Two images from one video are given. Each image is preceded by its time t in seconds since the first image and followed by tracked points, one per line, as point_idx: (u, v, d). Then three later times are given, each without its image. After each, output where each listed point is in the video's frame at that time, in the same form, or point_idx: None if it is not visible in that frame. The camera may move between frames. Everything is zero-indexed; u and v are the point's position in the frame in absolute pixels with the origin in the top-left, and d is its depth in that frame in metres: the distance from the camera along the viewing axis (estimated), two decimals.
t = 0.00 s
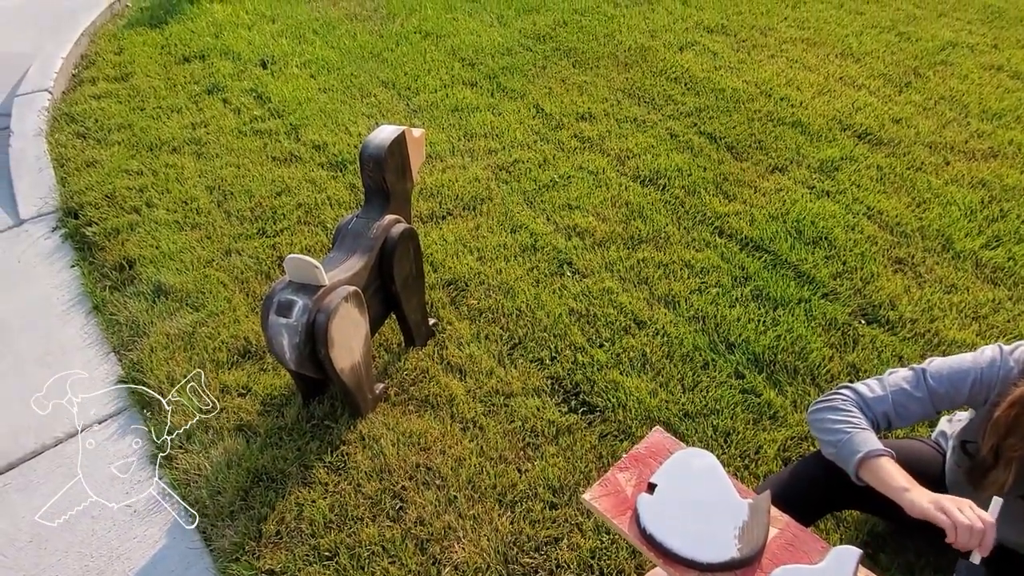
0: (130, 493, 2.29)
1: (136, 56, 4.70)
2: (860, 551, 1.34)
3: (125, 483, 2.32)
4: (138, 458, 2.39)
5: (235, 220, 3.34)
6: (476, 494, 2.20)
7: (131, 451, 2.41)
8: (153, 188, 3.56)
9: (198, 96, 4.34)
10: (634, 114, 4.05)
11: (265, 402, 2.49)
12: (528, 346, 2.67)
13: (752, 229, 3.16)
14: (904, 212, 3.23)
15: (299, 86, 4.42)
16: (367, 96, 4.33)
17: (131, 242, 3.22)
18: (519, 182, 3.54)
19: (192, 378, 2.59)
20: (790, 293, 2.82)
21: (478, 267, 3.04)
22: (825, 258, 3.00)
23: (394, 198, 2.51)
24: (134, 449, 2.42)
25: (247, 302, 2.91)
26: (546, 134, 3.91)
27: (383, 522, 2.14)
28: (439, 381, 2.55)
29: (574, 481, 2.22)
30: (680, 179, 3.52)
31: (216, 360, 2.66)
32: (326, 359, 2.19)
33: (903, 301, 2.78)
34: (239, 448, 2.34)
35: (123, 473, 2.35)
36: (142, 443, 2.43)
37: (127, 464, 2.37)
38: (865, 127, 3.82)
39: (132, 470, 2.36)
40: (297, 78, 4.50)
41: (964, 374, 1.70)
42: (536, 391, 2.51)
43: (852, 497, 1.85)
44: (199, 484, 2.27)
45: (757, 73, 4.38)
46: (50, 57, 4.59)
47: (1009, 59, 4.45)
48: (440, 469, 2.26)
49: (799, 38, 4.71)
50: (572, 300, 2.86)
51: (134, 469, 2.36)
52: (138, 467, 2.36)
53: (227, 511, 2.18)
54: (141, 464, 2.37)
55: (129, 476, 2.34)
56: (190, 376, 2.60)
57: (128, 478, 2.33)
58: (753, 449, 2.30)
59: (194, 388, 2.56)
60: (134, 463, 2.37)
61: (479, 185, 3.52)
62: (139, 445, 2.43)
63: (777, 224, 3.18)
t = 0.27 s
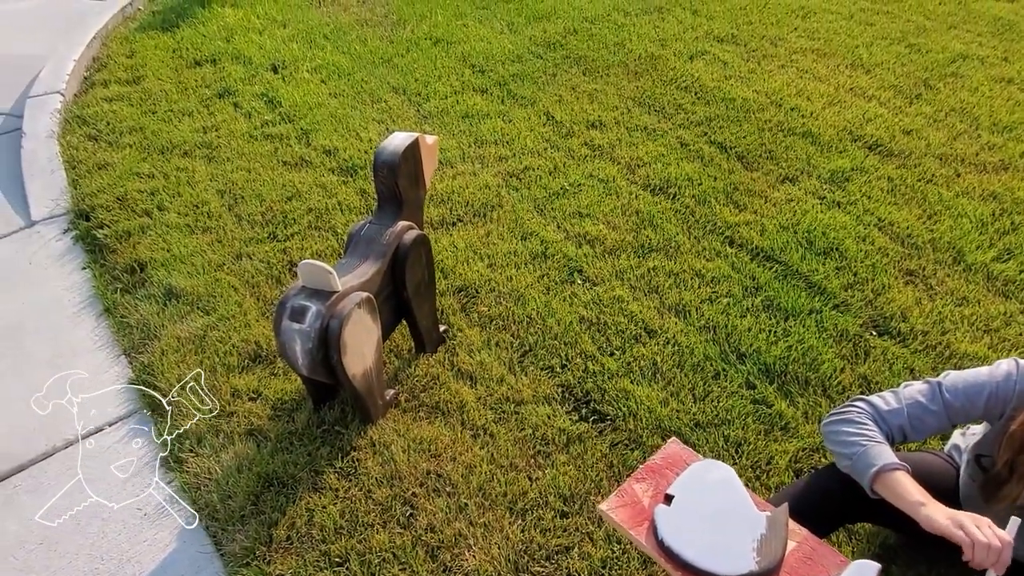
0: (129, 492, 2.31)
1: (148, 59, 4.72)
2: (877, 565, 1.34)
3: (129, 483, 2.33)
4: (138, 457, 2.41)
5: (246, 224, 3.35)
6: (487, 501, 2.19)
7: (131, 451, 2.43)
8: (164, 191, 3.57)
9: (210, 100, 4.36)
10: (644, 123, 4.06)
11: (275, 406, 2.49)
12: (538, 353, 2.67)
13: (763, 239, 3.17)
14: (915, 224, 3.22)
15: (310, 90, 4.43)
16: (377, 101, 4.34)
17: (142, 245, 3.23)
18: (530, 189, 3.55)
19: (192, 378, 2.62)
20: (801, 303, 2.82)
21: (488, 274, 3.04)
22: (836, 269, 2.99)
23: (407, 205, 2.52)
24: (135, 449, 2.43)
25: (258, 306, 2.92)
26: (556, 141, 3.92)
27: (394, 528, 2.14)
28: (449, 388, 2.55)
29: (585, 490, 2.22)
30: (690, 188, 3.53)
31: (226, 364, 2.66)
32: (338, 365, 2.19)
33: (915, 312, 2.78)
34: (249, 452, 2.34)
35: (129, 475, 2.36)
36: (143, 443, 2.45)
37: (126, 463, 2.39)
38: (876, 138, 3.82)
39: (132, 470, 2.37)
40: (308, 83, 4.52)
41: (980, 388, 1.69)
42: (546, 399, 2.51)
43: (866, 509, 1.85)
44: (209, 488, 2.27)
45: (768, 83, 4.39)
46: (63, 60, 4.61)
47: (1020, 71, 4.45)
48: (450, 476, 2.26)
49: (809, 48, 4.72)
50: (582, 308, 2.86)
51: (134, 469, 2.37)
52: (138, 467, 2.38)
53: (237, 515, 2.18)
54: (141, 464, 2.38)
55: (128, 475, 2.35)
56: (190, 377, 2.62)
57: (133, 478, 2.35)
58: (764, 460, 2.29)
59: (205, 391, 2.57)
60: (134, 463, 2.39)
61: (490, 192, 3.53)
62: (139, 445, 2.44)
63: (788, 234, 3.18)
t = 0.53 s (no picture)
0: (129, 492, 2.31)
1: (157, 58, 4.74)
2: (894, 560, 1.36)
3: (133, 482, 2.34)
4: (137, 458, 2.41)
5: (256, 222, 3.36)
6: (498, 499, 2.20)
7: (131, 451, 2.43)
8: (174, 189, 3.58)
9: (219, 99, 4.37)
10: (652, 123, 4.07)
11: (287, 403, 2.50)
12: (548, 352, 2.68)
13: (771, 239, 3.17)
14: (924, 224, 3.23)
15: (318, 89, 4.45)
16: (386, 100, 4.35)
17: (153, 242, 3.24)
18: (539, 189, 3.56)
19: (191, 378, 2.62)
20: (810, 303, 2.82)
21: (498, 273, 3.05)
22: (846, 269, 3.00)
23: (418, 203, 2.53)
24: (134, 449, 2.44)
25: (268, 304, 2.93)
26: (565, 141, 3.93)
27: (405, 525, 2.15)
28: (459, 385, 2.56)
29: (596, 488, 2.22)
30: (699, 188, 3.54)
31: (238, 360, 2.67)
32: (351, 362, 2.21)
33: (924, 312, 2.78)
34: (261, 449, 2.35)
35: (135, 472, 2.37)
36: (143, 443, 2.45)
37: (126, 463, 2.39)
38: (884, 139, 3.82)
39: (132, 470, 2.37)
40: (317, 82, 4.53)
41: (993, 387, 1.70)
42: (557, 397, 2.52)
43: (875, 510, 1.86)
44: (222, 484, 2.28)
45: (776, 83, 4.39)
46: (73, 58, 4.63)
47: None
48: (462, 473, 2.26)
49: (817, 49, 4.72)
50: (592, 306, 2.87)
51: (134, 469, 2.37)
52: (138, 467, 2.38)
53: (250, 512, 2.19)
54: (141, 464, 2.39)
55: (129, 476, 2.36)
56: (190, 376, 2.62)
57: (137, 477, 2.35)
58: (775, 459, 2.30)
59: (216, 388, 2.58)
60: (133, 463, 2.39)
61: (499, 191, 3.54)
62: (139, 445, 2.45)
63: (797, 234, 3.19)
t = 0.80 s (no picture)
0: (129, 493, 2.29)
1: (158, 51, 4.73)
2: (898, 554, 1.35)
3: (134, 481, 2.32)
4: (137, 458, 2.39)
5: (257, 216, 3.36)
6: (500, 492, 2.20)
7: (132, 451, 2.41)
8: (175, 183, 3.58)
9: (220, 93, 4.36)
10: (654, 117, 4.06)
11: (289, 397, 2.50)
12: (550, 346, 2.68)
13: (773, 234, 3.17)
14: (926, 219, 3.22)
15: (319, 84, 4.44)
16: (387, 95, 4.34)
17: (154, 236, 3.24)
18: (540, 183, 3.55)
19: (192, 378, 2.59)
20: (813, 298, 2.82)
21: (499, 267, 3.05)
22: (847, 264, 3.00)
23: (420, 196, 2.53)
24: (134, 449, 2.42)
25: (269, 298, 2.92)
26: (566, 136, 3.93)
27: (407, 519, 2.15)
28: (461, 379, 2.56)
29: (597, 482, 2.22)
30: (701, 183, 3.53)
31: (239, 354, 2.67)
32: (353, 355, 2.21)
33: (926, 307, 2.78)
34: (263, 442, 2.35)
35: (137, 470, 2.35)
36: (143, 443, 2.43)
37: (126, 463, 2.37)
38: (886, 134, 3.82)
39: (131, 470, 2.35)
40: (318, 76, 4.53)
41: (997, 381, 1.70)
42: (558, 392, 2.52)
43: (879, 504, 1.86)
44: (223, 477, 2.28)
45: (777, 78, 4.38)
46: (73, 52, 4.62)
47: None
48: (463, 467, 2.26)
49: (819, 44, 4.71)
50: (593, 301, 2.87)
51: (134, 469, 2.36)
52: (138, 467, 2.36)
53: (252, 505, 2.19)
54: (140, 464, 2.37)
55: (129, 475, 2.34)
56: (190, 376, 2.60)
57: (137, 476, 2.34)
58: (776, 453, 2.30)
59: (218, 381, 2.58)
60: (133, 463, 2.37)
61: (500, 185, 3.53)
62: (139, 445, 2.43)
63: (798, 229, 3.18)
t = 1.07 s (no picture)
0: (131, 492, 2.30)
1: (158, 51, 4.74)
2: (901, 546, 1.37)
3: (136, 480, 2.33)
4: (138, 458, 2.39)
5: (257, 214, 3.37)
6: (502, 488, 2.21)
7: (132, 451, 2.41)
8: (176, 182, 3.58)
9: (219, 92, 4.37)
10: (653, 116, 4.07)
11: (291, 393, 2.52)
12: (551, 343, 2.70)
13: (772, 231, 3.18)
14: (924, 216, 3.24)
15: (318, 83, 4.45)
16: (386, 93, 4.35)
17: (155, 234, 3.25)
18: (540, 181, 3.57)
19: (192, 378, 2.59)
20: (812, 295, 2.84)
21: (500, 264, 3.06)
22: (846, 260, 3.01)
23: (421, 194, 2.54)
24: (135, 449, 2.42)
25: (271, 295, 2.94)
26: (565, 134, 3.94)
27: (410, 514, 2.16)
28: (462, 376, 2.58)
29: (599, 477, 2.23)
30: (700, 181, 3.55)
31: (241, 352, 2.68)
32: (355, 352, 2.22)
33: (925, 304, 2.80)
34: (266, 439, 2.36)
35: (139, 470, 2.35)
36: (144, 442, 2.44)
37: (127, 463, 2.37)
38: (884, 131, 3.83)
39: (132, 470, 2.36)
40: (317, 75, 4.53)
41: (997, 374, 1.71)
42: (560, 388, 2.53)
43: (879, 497, 1.88)
44: (227, 473, 2.29)
45: (776, 76, 4.40)
46: (73, 52, 4.62)
47: None
48: (466, 463, 2.28)
49: (817, 42, 4.73)
50: (594, 298, 2.88)
51: (134, 469, 2.36)
52: (139, 466, 2.36)
53: (255, 501, 2.20)
54: (141, 464, 2.37)
55: (131, 475, 2.34)
56: (189, 376, 2.60)
57: (139, 475, 2.34)
58: (776, 448, 2.31)
59: (221, 379, 2.59)
60: (134, 463, 2.37)
61: (500, 184, 3.54)
62: (139, 444, 2.43)
63: (797, 226, 3.20)
